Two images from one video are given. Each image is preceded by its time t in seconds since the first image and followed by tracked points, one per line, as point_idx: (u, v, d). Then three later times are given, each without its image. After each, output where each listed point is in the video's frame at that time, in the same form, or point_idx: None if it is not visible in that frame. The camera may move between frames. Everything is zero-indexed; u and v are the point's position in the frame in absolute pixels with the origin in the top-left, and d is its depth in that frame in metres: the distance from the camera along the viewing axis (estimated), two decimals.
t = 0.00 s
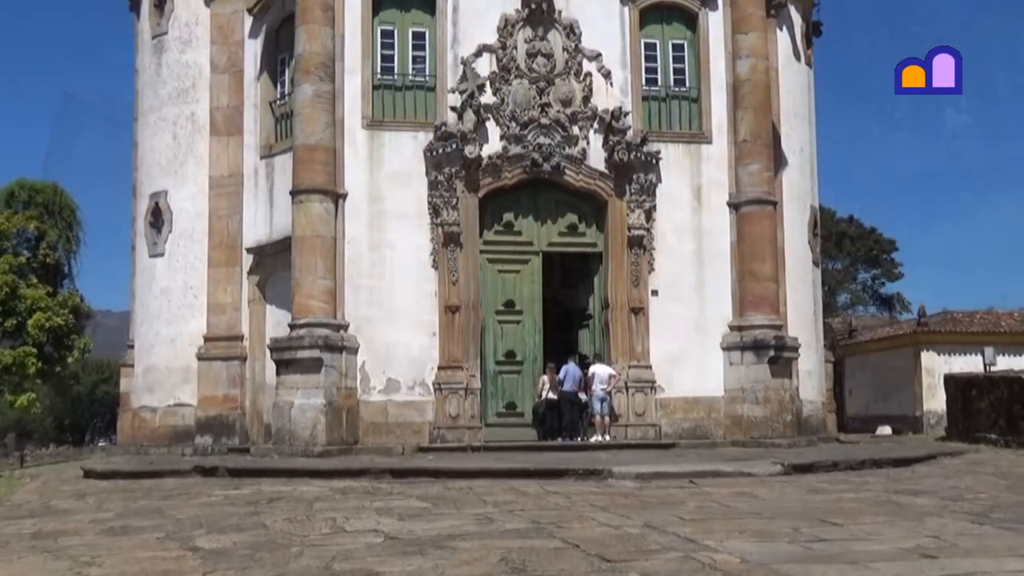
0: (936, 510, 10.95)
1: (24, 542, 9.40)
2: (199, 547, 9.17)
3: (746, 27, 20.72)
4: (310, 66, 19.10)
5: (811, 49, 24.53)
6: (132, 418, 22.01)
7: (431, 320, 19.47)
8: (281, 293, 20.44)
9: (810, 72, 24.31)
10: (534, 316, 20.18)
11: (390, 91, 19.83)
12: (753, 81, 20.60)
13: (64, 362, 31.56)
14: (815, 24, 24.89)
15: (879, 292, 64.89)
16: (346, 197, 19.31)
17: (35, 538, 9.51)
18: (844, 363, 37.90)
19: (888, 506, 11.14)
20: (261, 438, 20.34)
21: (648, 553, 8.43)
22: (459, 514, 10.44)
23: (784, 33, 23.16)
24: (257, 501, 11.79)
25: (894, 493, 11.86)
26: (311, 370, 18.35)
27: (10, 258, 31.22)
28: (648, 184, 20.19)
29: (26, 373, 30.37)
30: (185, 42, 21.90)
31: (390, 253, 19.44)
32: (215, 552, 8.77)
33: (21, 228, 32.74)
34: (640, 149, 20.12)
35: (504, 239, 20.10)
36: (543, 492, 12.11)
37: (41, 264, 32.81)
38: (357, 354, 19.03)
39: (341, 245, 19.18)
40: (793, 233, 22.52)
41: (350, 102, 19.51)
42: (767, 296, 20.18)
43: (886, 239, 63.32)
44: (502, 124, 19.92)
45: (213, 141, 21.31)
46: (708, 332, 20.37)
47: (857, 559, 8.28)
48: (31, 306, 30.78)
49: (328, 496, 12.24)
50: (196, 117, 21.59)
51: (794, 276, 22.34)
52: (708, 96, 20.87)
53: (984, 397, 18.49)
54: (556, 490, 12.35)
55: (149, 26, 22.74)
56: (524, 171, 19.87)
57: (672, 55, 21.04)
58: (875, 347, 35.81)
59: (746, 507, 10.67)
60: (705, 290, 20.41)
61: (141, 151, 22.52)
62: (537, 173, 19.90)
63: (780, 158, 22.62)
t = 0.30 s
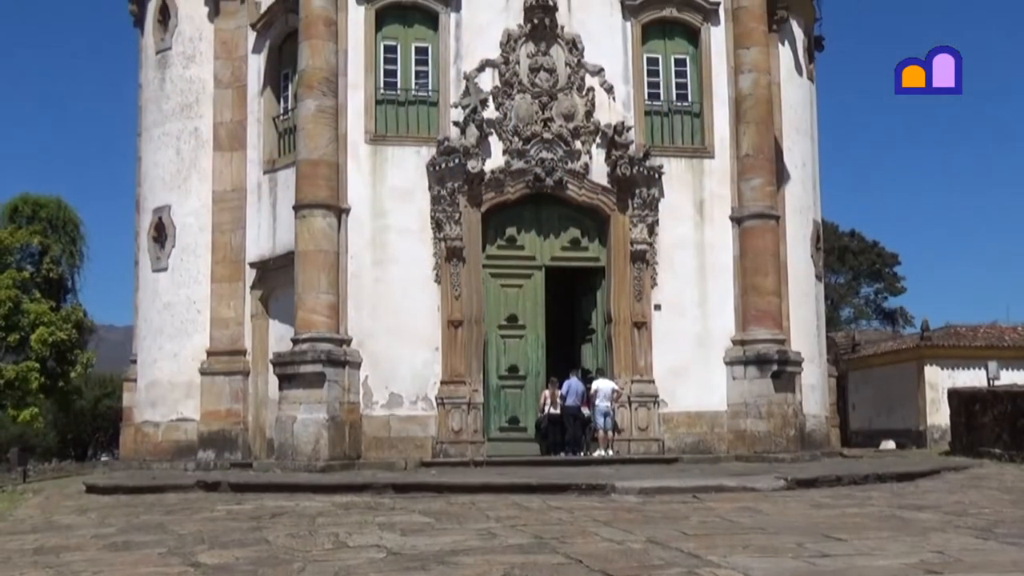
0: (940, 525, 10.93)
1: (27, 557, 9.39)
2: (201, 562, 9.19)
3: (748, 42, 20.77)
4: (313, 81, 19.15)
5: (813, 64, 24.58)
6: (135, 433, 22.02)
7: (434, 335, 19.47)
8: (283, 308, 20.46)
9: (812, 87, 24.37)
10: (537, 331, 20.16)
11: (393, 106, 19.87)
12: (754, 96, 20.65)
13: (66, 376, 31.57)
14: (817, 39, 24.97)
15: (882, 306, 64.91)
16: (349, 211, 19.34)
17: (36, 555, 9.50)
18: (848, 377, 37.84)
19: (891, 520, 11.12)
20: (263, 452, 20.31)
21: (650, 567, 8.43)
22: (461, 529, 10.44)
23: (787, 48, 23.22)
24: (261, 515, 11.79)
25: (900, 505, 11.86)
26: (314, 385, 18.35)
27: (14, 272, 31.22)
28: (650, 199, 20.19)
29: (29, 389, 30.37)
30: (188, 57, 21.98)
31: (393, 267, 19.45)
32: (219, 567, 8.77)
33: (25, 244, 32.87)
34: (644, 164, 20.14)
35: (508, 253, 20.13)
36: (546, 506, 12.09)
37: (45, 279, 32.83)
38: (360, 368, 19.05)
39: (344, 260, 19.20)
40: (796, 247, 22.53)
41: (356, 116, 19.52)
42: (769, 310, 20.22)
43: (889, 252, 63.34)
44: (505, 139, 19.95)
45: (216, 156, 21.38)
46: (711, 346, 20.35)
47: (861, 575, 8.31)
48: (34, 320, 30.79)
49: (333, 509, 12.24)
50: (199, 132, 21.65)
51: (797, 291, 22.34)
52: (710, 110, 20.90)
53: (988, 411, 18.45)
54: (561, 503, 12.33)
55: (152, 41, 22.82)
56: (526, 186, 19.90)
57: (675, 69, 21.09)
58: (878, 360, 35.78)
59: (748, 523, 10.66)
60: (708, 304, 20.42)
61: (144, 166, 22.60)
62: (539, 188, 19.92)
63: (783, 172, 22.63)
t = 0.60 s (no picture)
0: (944, 542, 10.89)
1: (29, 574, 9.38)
2: None
3: (750, 58, 20.82)
4: (317, 98, 19.21)
5: (815, 80, 24.62)
6: (137, 449, 22.00)
7: (436, 351, 19.47)
8: (286, 324, 20.46)
9: (814, 103, 24.40)
10: (540, 347, 20.15)
11: (396, 123, 19.91)
12: (757, 113, 20.68)
13: (69, 392, 31.58)
14: (819, 56, 25.03)
15: (885, 321, 64.88)
16: (352, 228, 19.36)
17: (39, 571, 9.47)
18: (851, 393, 37.79)
19: (895, 537, 11.09)
20: (265, 469, 20.29)
21: None
22: (464, 545, 10.43)
23: (788, 65, 23.27)
24: (262, 532, 11.77)
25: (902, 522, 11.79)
26: (316, 401, 18.35)
27: (17, 288, 31.23)
28: (652, 215, 20.21)
29: (32, 405, 30.33)
30: (192, 74, 22.05)
31: (396, 284, 19.46)
32: None
33: (28, 260, 32.89)
34: (646, 180, 20.16)
35: (510, 268, 20.12)
36: (548, 524, 12.07)
37: (48, 295, 32.87)
38: (363, 385, 19.05)
39: (347, 276, 19.22)
40: (798, 263, 22.52)
41: (358, 135, 19.61)
42: (772, 327, 20.18)
43: (891, 267, 63.33)
44: (507, 155, 19.98)
45: (219, 172, 21.43)
46: (714, 362, 20.33)
47: None
48: (37, 336, 30.77)
49: (334, 526, 12.22)
50: (202, 148, 21.70)
51: (800, 307, 22.33)
52: (713, 126, 20.93)
53: (992, 427, 18.42)
54: (562, 520, 12.31)
55: (156, 58, 22.89)
56: (529, 202, 19.92)
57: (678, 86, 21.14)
58: (881, 376, 35.74)
59: (752, 541, 10.63)
60: (709, 321, 20.41)
61: (148, 182, 22.65)
62: (542, 204, 19.94)
63: (785, 189, 22.64)
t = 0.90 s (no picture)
0: (949, 560, 10.85)
1: None
2: None
3: (752, 76, 20.87)
4: (320, 116, 19.25)
5: (817, 98, 24.67)
6: (139, 466, 21.98)
7: (439, 368, 19.45)
8: (288, 341, 20.46)
9: (816, 121, 24.45)
10: (543, 364, 20.12)
11: (399, 140, 19.92)
12: (759, 131, 20.71)
13: (72, 410, 31.58)
14: (821, 74, 25.08)
15: (888, 338, 64.82)
16: (355, 245, 19.38)
17: None
18: (854, 411, 37.72)
19: (900, 555, 11.05)
20: (267, 486, 20.25)
21: None
22: (466, 564, 10.40)
23: (791, 82, 23.31)
24: (265, 551, 11.74)
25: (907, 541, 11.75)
26: (319, 419, 18.34)
27: (20, 305, 31.23)
28: (655, 232, 20.21)
29: (34, 423, 30.31)
30: (196, 92, 22.11)
31: (399, 301, 19.46)
32: None
33: (31, 277, 32.88)
34: (649, 198, 20.17)
35: (513, 285, 20.10)
36: (552, 542, 12.04)
37: (51, 312, 32.86)
38: (366, 403, 19.04)
39: (349, 293, 19.22)
40: (801, 280, 22.52)
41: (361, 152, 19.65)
42: (775, 344, 20.17)
43: (894, 284, 63.29)
44: (510, 173, 20.00)
45: (223, 190, 21.46)
46: (717, 379, 20.30)
47: None
48: (40, 353, 30.74)
49: (337, 545, 12.19)
50: (206, 166, 21.75)
51: (803, 324, 22.32)
52: (715, 144, 20.96)
53: (996, 445, 18.38)
54: (565, 539, 12.27)
55: (160, 76, 22.94)
56: (532, 220, 19.93)
57: (681, 103, 21.14)
58: (884, 393, 35.69)
59: (755, 559, 10.59)
60: (712, 338, 20.39)
61: (151, 200, 22.67)
62: (545, 222, 19.96)
63: (788, 206, 22.66)
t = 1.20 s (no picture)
0: None
1: None
2: None
3: (754, 95, 20.92)
4: (324, 134, 19.30)
5: (819, 116, 24.71)
6: (141, 485, 21.95)
7: (442, 387, 19.44)
8: (291, 358, 20.45)
9: (819, 139, 24.48)
10: (546, 382, 20.11)
11: (402, 158, 19.97)
12: (762, 149, 20.75)
13: (75, 428, 31.58)
14: (823, 92, 25.13)
15: (892, 356, 64.74)
16: (358, 262, 19.40)
17: None
18: (858, 429, 37.65)
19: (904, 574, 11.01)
20: (270, 505, 20.23)
21: None
22: None
23: (793, 101, 23.35)
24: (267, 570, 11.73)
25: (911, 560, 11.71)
26: (322, 437, 18.32)
27: (23, 323, 31.24)
28: (658, 250, 20.23)
29: (37, 441, 30.31)
30: (200, 110, 22.18)
31: (402, 319, 19.46)
32: None
33: (34, 295, 32.88)
34: (652, 216, 20.19)
35: (516, 303, 20.11)
36: (554, 562, 12.01)
37: (54, 329, 32.84)
38: (368, 421, 19.02)
39: (352, 311, 19.23)
40: (805, 298, 22.52)
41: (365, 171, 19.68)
42: (778, 363, 20.15)
43: (897, 301, 63.25)
44: (513, 191, 20.03)
45: (226, 208, 21.49)
46: (721, 397, 20.28)
47: None
48: (44, 371, 30.71)
49: (339, 564, 12.17)
50: (210, 184, 21.79)
51: (806, 342, 22.30)
52: (718, 162, 20.99)
53: (1001, 463, 18.34)
54: (567, 559, 12.23)
55: (164, 95, 23.00)
56: (535, 237, 19.95)
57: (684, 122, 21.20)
58: (888, 411, 35.62)
59: None
60: (716, 356, 20.38)
61: (155, 218, 22.70)
62: (548, 240, 19.98)
63: (791, 224, 22.67)
